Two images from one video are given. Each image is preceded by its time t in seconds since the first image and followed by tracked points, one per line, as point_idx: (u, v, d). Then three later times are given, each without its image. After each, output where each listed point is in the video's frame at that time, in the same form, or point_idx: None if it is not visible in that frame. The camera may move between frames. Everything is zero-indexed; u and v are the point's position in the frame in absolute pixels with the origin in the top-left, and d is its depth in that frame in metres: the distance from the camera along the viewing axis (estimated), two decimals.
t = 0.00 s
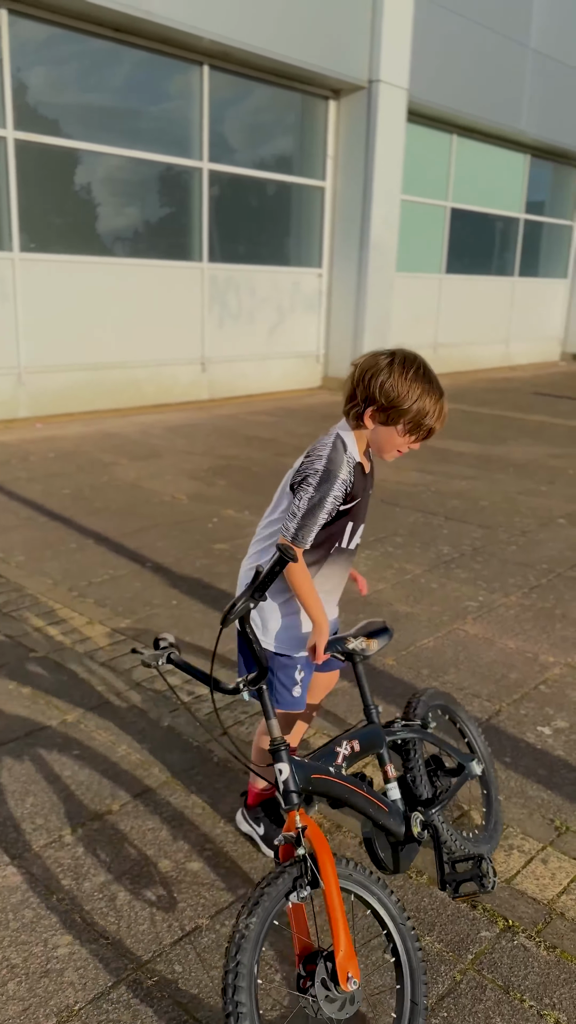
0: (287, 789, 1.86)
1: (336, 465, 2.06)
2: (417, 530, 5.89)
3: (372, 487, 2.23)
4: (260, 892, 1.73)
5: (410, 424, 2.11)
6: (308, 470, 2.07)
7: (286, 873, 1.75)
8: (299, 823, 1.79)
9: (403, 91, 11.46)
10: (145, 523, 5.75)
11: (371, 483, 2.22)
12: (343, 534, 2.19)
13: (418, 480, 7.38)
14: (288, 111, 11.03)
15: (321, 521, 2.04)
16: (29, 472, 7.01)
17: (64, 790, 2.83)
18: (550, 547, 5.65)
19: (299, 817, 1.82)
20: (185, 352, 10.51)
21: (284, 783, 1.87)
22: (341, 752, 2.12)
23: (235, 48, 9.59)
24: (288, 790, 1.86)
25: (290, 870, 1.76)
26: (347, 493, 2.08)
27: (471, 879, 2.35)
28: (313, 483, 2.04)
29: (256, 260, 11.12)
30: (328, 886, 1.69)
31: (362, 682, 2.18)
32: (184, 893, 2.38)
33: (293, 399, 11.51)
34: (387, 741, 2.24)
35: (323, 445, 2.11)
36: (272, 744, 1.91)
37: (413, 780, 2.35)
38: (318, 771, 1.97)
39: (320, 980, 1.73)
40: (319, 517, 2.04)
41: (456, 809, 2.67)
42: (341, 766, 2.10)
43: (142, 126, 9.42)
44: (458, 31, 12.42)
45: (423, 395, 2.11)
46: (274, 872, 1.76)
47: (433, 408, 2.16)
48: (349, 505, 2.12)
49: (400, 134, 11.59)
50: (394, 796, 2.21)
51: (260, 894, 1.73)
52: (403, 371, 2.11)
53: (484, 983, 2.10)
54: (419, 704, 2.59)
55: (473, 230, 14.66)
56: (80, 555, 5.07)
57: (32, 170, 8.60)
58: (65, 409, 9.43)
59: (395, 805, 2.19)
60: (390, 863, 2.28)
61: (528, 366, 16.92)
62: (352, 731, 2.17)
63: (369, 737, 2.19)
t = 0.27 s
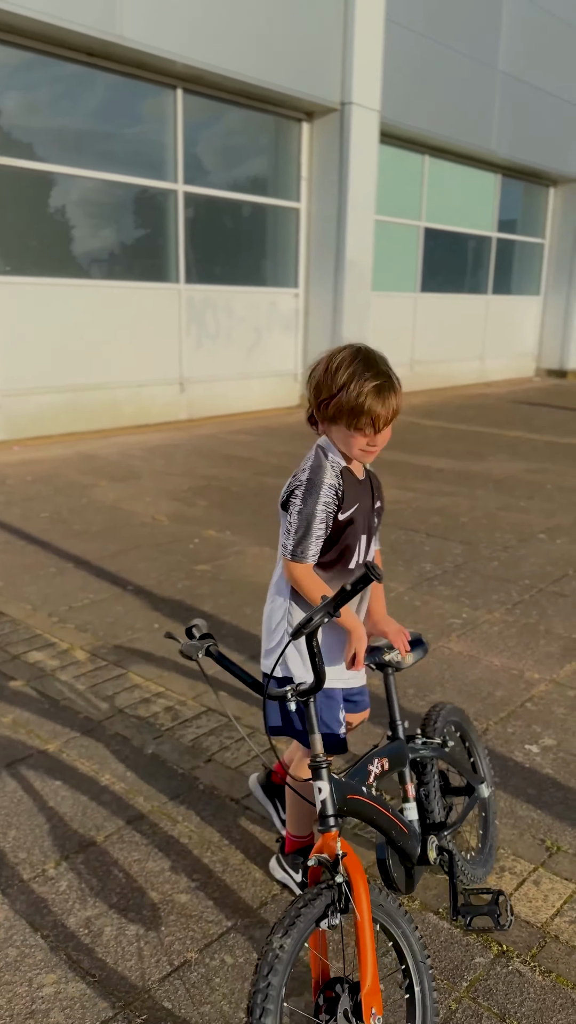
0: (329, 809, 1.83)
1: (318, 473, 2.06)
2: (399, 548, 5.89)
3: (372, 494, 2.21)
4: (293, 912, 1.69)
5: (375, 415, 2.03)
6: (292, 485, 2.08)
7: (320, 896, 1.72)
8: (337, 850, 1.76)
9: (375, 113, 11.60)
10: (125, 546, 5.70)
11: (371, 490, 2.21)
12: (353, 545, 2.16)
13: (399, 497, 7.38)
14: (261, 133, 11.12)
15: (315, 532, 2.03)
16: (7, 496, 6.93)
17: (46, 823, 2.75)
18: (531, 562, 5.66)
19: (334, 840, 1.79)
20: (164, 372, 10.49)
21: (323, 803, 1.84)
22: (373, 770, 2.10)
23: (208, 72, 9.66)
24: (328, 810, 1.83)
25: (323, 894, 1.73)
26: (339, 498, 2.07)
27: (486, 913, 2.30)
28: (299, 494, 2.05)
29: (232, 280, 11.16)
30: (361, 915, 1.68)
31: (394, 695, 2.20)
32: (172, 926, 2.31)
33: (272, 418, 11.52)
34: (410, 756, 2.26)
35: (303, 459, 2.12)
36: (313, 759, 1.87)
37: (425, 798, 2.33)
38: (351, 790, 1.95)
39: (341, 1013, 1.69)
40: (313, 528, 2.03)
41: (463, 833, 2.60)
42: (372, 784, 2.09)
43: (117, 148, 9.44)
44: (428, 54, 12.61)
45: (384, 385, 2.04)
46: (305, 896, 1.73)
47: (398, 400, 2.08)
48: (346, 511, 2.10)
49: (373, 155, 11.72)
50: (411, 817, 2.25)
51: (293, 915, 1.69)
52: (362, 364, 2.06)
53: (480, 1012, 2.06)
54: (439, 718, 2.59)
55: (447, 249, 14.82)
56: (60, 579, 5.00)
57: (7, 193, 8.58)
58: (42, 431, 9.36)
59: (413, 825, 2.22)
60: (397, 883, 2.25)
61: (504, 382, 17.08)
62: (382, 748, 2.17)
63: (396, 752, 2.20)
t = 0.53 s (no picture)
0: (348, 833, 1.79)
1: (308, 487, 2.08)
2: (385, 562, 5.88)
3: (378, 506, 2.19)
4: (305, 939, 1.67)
5: (353, 418, 2.01)
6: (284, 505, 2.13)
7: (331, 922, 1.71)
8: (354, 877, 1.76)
9: (354, 131, 11.69)
10: (110, 565, 5.66)
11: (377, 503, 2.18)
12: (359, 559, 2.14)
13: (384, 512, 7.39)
14: (241, 152, 11.18)
15: (305, 546, 2.05)
16: None
17: (29, 849, 2.70)
18: (517, 575, 5.66)
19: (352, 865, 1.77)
20: (147, 390, 10.47)
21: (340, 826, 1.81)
22: (386, 791, 2.13)
23: (188, 91, 9.72)
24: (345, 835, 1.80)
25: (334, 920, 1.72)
26: (332, 511, 2.08)
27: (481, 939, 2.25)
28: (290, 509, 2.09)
29: (215, 298, 11.18)
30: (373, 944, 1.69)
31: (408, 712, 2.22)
32: (158, 955, 2.27)
33: (256, 434, 11.51)
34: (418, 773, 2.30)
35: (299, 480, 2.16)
36: (332, 781, 1.84)
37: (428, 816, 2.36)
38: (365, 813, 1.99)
39: None
40: (305, 541, 2.05)
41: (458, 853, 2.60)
42: (385, 805, 2.12)
43: (99, 168, 9.47)
44: (405, 72, 12.74)
45: (361, 389, 2.03)
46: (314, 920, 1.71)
47: (380, 404, 2.07)
48: (342, 523, 2.09)
49: (353, 172, 11.80)
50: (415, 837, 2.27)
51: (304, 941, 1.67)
52: (340, 372, 2.07)
53: None
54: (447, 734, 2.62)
55: (428, 264, 14.92)
56: (43, 601, 4.96)
57: None
58: (25, 450, 9.31)
59: (417, 846, 2.24)
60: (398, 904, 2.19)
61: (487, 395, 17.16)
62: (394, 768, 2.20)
63: (407, 770, 2.24)
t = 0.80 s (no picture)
0: (379, 843, 1.80)
1: (310, 480, 2.14)
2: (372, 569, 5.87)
3: (385, 508, 2.17)
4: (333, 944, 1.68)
5: (350, 412, 2.02)
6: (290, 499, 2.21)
7: (358, 931, 1.72)
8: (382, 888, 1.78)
9: (340, 138, 11.73)
10: (95, 575, 5.63)
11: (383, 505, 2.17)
12: (353, 558, 2.15)
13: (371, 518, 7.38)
14: (228, 160, 11.21)
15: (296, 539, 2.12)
16: None
17: (9, 861, 2.66)
18: (504, 580, 5.66)
19: (379, 877, 1.80)
20: (135, 398, 10.46)
21: (371, 836, 1.81)
22: (411, 799, 2.03)
23: (174, 100, 9.75)
24: (376, 846, 1.81)
25: (359, 928, 1.73)
26: (326, 507, 2.12)
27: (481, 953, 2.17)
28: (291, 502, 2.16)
29: (203, 306, 11.19)
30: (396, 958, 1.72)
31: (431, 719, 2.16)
32: (138, 967, 2.23)
33: (245, 441, 11.50)
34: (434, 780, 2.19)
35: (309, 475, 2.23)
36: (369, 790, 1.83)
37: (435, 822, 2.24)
38: (395, 822, 1.91)
39: None
40: (296, 532, 2.12)
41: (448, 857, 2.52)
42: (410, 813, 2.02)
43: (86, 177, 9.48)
44: (390, 80, 12.81)
45: (365, 384, 2.04)
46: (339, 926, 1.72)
47: (383, 403, 2.06)
48: (336, 520, 2.12)
49: (339, 179, 11.83)
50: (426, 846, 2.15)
51: (331, 945, 1.68)
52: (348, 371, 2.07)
53: None
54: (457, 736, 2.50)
55: (415, 270, 14.96)
56: (27, 611, 4.92)
57: None
58: (13, 459, 9.27)
59: (426, 854, 2.11)
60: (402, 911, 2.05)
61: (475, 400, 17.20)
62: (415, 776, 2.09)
63: (425, 777, 2.12)
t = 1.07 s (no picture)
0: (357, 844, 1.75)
1: (298, 474, 2.15)
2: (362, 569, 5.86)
3: (375, 507, 2.12)
4: (309, 946, 1.63)
5: (344, 405, 1.98)
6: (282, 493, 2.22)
7: (334, 932, 1.66)
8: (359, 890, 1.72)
9: (332, 138, 11.72)
10: (85, 577, 5.63)
11: (374, 505, 2.12)
12: (335, 556, 2.11)
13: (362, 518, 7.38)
14: (220, 161, 11.20)
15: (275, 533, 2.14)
16: None
17: None
18: (494, 579, 5.66)
19: (357, 878, 1.75)
20: (128, 399, 10.45)
21: (350, 837, 1.77)
22: (392, 799, 1.99)
23: (166, 101, 9.75)
24: (355, 847, 1.76)
25: (335, 928, 1.68)
26: (307, 500, 2.12)
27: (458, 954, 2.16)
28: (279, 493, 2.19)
29: (195, 307, 11.19)
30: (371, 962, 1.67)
31: (415, 720, 2.13)
32: (115, 967, 2.23)
33: (239, 442, 11.51)
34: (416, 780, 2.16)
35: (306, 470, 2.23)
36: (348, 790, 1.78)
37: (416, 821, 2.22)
38: (374, 822, 1.87)
39: None
40: (276, 523, 2.14)
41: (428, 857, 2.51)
42: (390, 813, 1.98)
43: (78, 178, 9.49)
44: (382, 80, 12.81)
45: (363, 380, 2.00)
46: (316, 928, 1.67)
47: (380, 402, 2.01)
48: (317, 515, 2.10)
49: (331, 179, 11.84)
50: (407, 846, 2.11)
51: (307, 947, 1.63)
52: (350, 365, 2.04)
53: None
54: (441, 736, 2.48)
55: (409, 270, 14.97)
56: (15, 613, 4.92)
57: None
58: (6, 461, 9.27)
59: (407, 853, 2.08)
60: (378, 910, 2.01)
61: (470, 400, 17.21)
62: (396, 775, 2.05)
63: (407, 777, 2.09)
